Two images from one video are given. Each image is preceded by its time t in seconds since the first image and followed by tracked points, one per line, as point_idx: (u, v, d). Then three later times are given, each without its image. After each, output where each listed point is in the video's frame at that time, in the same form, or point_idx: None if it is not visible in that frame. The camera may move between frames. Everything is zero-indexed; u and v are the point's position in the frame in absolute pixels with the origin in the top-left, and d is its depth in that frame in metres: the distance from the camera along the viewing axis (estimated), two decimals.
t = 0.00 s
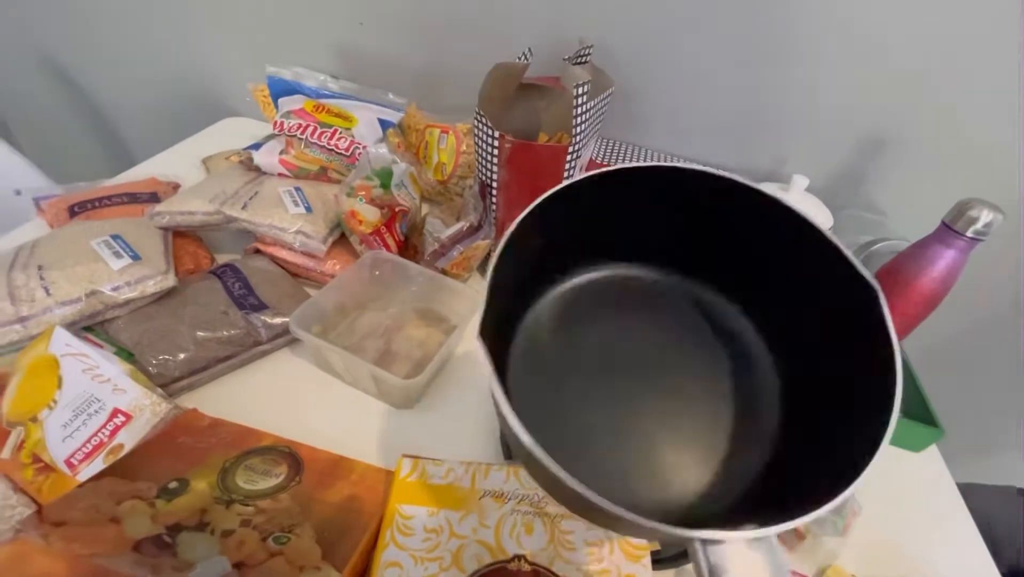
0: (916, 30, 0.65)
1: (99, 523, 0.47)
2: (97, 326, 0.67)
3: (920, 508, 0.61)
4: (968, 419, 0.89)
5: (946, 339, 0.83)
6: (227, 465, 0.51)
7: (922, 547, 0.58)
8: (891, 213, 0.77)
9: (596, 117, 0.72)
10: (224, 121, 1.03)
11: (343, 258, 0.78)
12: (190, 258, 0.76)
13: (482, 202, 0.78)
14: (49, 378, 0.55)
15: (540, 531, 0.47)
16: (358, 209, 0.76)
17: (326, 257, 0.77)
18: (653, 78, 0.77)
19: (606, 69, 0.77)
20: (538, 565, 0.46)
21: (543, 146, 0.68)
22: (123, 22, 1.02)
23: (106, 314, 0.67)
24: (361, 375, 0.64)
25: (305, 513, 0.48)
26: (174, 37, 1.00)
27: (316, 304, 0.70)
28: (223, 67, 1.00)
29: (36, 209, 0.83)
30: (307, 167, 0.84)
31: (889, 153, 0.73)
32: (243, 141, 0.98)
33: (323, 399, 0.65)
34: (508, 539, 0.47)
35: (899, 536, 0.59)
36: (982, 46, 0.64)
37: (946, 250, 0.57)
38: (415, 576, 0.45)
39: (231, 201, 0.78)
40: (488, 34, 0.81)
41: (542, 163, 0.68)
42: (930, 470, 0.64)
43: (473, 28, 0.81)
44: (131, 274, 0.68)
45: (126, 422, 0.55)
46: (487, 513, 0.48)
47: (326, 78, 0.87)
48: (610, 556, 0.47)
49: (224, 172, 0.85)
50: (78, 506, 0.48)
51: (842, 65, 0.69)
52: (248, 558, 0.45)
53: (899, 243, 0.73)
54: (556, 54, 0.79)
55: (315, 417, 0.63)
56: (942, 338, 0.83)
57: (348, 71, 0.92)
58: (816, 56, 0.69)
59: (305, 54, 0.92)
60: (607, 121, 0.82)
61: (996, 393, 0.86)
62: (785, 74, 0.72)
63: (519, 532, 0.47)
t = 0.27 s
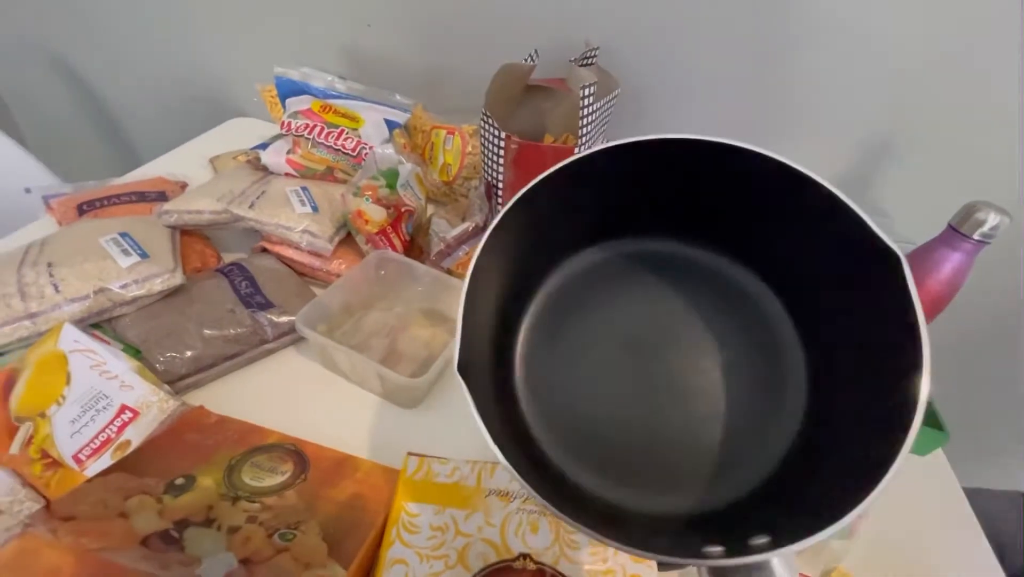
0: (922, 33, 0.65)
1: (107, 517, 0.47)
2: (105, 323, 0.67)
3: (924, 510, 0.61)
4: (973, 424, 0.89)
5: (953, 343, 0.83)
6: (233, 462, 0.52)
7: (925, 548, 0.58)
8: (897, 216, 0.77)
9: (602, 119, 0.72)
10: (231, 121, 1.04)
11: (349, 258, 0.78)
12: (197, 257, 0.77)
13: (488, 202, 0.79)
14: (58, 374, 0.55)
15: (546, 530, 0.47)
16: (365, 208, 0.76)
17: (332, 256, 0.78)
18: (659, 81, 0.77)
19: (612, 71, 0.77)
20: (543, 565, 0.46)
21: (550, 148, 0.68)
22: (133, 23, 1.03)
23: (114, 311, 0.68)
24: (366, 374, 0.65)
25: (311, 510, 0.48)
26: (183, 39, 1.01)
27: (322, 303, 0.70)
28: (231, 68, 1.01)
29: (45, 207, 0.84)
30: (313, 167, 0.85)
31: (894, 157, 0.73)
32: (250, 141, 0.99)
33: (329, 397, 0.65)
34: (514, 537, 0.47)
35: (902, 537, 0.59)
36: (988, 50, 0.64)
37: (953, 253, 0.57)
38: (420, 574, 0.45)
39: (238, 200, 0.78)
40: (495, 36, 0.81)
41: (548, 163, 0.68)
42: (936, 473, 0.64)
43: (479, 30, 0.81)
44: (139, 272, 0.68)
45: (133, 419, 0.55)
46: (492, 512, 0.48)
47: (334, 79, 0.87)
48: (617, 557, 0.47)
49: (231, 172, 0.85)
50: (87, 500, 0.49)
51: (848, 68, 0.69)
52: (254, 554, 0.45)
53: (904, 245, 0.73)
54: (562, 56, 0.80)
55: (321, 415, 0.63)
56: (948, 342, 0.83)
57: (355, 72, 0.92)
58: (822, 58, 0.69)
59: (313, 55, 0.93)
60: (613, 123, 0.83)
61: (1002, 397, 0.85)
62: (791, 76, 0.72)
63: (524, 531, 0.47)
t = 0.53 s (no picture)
0: (925, 34, 0.65)
1: (109, 513, 0.47)
2: (108, 320, 0.68)
3: (926, 511, 0.61)
4: (976, 427, 0.89)
5: (956, 345, 0.82)
6: (235, 459, 0.52)
7: (926, 549, 0.58)
8: (900, 218, 0.77)
9: (605, 119, 0.72)
10: (235, 121, 1.04)
11: (352, 257, 0.78)
12: (200, 255, 0.77)
13: (491, 202, 0.79)
14: (62, 371, 0.56)
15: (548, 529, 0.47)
16: (367, 207, 0.77)
17: (335, 255, 0.78)
18: (662, 81, 0.77)
19: (615, 71, 0.77)
20: (545, 564, 0.45)
21: (552, 147, 0.68)
22: (138, 23, 1.03)
23: (117, 309, 0.68)
24: (368, 372, 0.65)
25: (313, 508, 0.48)
26: (187, 38, 1.01)
27: (325, 302, 0.70)
28: (235, 67, 1.01)
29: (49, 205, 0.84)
30: (316, 166, 0.85)
31: (898, 158, 0.73)
32: (253, 141, 0.99)
33: (331, 395, 0.65)
34: (515, 535, 0.47)
35: (904, 539, 0.58)
36: (991, 51, 0.64)
37: (956, 255, 0.57)
38: (422, 572, 0.45)
39: (241, 198, 0.78)
40: (498, 36, 0.81)
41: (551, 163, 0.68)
42: (939, 474, 0.64)
43: (483, 30, 0.82)
44: (143, 269, 0.69)
45: (136, 415, 0.55)
46: (494, 510, 0.48)
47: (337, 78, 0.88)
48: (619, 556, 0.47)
49: (234, 170, 0.86)
50: (90, 497, 0.48)
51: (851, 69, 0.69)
52: (256, 551, 0.45)
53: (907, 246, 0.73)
54: (565, 57, 0.80)
55: (323, 413, 0.64)
56: (952, 344, 0.83)
57: (358, 72, 0.93)
58: (824, 59, 0.69)
59: (316, 55, 0.93)
60: (616, 123, 0.83)
61: (1006, 400, 0.85)
62: (793, 77, 0.72)
63: (526, 529, 0.47)
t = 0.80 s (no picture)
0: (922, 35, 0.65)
1: (110, 513, 0.47)
2: (109, 321, 0.68)
3: (924, 510, 0.61)
4: (975, 427, 0.89)
5: (954, 346, 0.83)
6: (235, 459, 0.52)
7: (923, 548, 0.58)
8: (898, 219, 0.77)
9: (604, 120, 0.72)
10: (235, 122, 1.04)
11: (352, 258, 0.78)
12: (200, 256, 0.77)
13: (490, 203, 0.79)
14: (62, 371, 0.56)
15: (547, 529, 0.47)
16: (367, 208, 0.77)
17: (335, 256, 0.78)
18: (661, 82, 0.77)
19: (614, 73, 0.77)
20: (544, 563, 0.46)
21: (552, 148, 0.68)
22: (139, 24, 1.03)
23: (117, 309, 0.68)
24: (368, 373, 0.65)
25: (313, 507, 0.48)
26: (188, 39, 1.01)
27: (325, 302, 0.70)
28: (236, 68, 1.02)
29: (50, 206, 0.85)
30: (316, 167, 0.86)
31: (895, 158, 0.74)
32: (253, 142, 0.99)
33: (331, 396, 0.65)
34: (515, 535, 0.47)
35: (901, 538, 0.59)
36: (988, 53, 0.64)
37: (953, 256, 0.57)
38: (421, 571, 0.45)
39: (241, 199, 0.79)
40: (497, 37, 0.82)
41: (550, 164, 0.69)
42: (936, 474, 0.64)
43: (483, 32, 0.82)
44: (143, 270, 0.69)
45: (136, 415, 0.56)
46: (494, 510, 0.48)
47: (337, 80, 0.88)
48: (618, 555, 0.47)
49: (234, 171, 0.86)
50: (90, 496, 0.48)
51: (850, 70, 0.69)
52: (256, 550, 0.45)
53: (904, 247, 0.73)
54: (565, 58, 0.80)
55: (323, 413, 0.64)
56: (950, 345, 0.83)
57: (358, 73, 0.93)
58: (823, 61, 0.70)
59: (316, 56, 0.93)
60: (615, 124, 0.83)
61: (1004, 400, 0.85)
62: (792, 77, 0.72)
63: (525, 528, 0.47)
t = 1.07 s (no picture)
0: (917, 35, 0.66)
1: (108, 518, 0.47)
2: (106, 326, 0.68)
3: (921, 509, 0.61)
4: (973, 426, 0.89)
5: (950, 345, 0.83)
6: (234, 463, 0.52)
7: (921, 547, 0.58)
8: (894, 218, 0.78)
9: (600, 121, 0.72)
10: (232, 125, 1.04)
11: (349, 261, 0.78)
12: (197, 260, 0.77)
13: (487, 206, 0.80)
14: (60, 376, 0.56)
15: (544, 530, 0.48)
16: (365, 211, 0.77)
17: (332, 260, 0.78)
18: (657, 84, 0.78)
19: (610, 75, 0.77)
20: (541, 565, 0.46)
21: (547, 151, 0.68)
22: (135, 28, 1.03)
23: (115, 314, 0.68)
24: (366, 376, 0.65)
25: (311, 511, 0.48)
26: (185, 43, 1.01)
27: (322, 306, 0.70)
28: (232, 72, 1.02)
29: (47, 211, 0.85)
30: (314, 170, 0.85)
31: (891, 159, 0.74)
32: (250, 145, 0.99)
33: (329, 399, 0.65)
34: (512, 537, 0.47)
35: (899, 537, 0.59)
36: (982, 53, 0.65)
37: (949, 255, 0.58)
38: (419, 574, 0.45)
39: (238, 203, 0.79)
40: (494, 40, 0.82)
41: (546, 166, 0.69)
42: (934, 472, 0.64)
43: (479, 34, 0.82)
44: (140, 275, 0.69)
45: (134, 421, 0.56)
46: (491, 512, 0.49)
47: (334, 83, 0.88)
48: (615, 556, 0.47)
49: (232, 175, 0.86)
50: (89, 502, 0.48)
51: (844, 71, 0.70)
52: (255, 554, 0.45)
53: (899, 246, 0.73)
54: (561, 60, 0.80)
55: (321, 417, 0.64)
56: (946, 344, 0.83)
57: (355, 76, 0.93)
58: (818, 61, 0.70)
59: (313, 59, 0.93)
60: (611, 126, 0.83)
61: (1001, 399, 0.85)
62: (787, 78, 0.72)
63: (522, 531, 0.48)
